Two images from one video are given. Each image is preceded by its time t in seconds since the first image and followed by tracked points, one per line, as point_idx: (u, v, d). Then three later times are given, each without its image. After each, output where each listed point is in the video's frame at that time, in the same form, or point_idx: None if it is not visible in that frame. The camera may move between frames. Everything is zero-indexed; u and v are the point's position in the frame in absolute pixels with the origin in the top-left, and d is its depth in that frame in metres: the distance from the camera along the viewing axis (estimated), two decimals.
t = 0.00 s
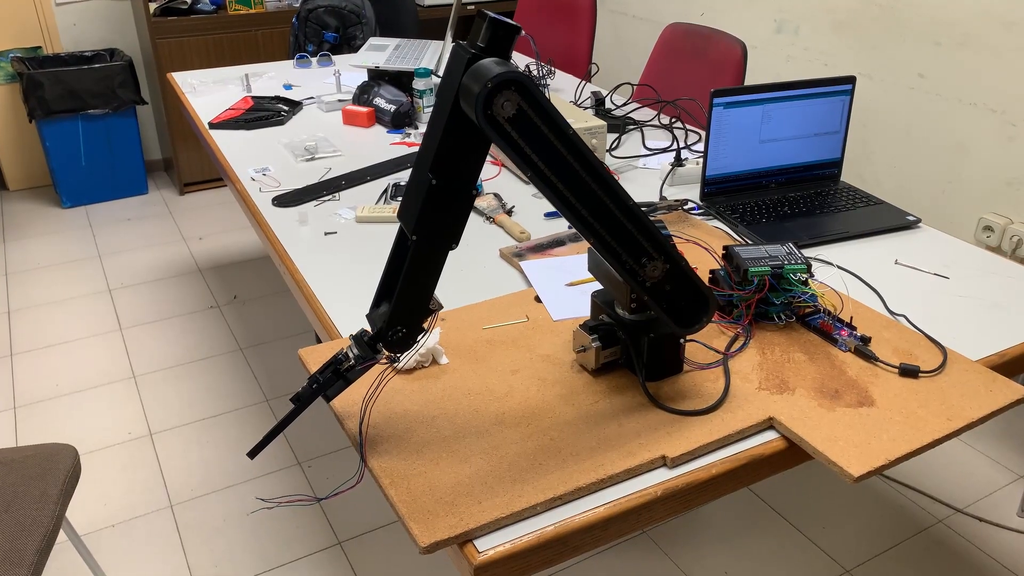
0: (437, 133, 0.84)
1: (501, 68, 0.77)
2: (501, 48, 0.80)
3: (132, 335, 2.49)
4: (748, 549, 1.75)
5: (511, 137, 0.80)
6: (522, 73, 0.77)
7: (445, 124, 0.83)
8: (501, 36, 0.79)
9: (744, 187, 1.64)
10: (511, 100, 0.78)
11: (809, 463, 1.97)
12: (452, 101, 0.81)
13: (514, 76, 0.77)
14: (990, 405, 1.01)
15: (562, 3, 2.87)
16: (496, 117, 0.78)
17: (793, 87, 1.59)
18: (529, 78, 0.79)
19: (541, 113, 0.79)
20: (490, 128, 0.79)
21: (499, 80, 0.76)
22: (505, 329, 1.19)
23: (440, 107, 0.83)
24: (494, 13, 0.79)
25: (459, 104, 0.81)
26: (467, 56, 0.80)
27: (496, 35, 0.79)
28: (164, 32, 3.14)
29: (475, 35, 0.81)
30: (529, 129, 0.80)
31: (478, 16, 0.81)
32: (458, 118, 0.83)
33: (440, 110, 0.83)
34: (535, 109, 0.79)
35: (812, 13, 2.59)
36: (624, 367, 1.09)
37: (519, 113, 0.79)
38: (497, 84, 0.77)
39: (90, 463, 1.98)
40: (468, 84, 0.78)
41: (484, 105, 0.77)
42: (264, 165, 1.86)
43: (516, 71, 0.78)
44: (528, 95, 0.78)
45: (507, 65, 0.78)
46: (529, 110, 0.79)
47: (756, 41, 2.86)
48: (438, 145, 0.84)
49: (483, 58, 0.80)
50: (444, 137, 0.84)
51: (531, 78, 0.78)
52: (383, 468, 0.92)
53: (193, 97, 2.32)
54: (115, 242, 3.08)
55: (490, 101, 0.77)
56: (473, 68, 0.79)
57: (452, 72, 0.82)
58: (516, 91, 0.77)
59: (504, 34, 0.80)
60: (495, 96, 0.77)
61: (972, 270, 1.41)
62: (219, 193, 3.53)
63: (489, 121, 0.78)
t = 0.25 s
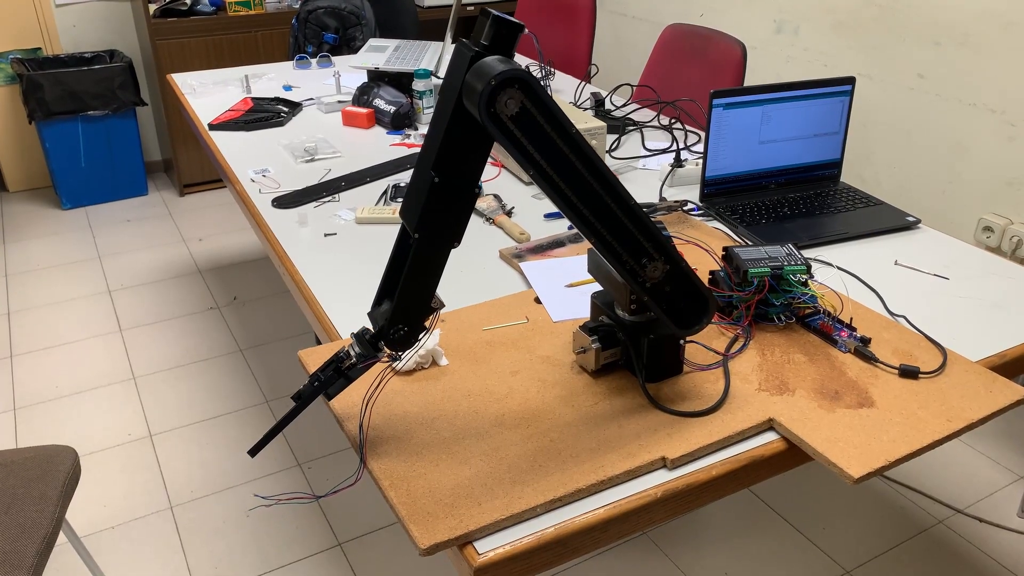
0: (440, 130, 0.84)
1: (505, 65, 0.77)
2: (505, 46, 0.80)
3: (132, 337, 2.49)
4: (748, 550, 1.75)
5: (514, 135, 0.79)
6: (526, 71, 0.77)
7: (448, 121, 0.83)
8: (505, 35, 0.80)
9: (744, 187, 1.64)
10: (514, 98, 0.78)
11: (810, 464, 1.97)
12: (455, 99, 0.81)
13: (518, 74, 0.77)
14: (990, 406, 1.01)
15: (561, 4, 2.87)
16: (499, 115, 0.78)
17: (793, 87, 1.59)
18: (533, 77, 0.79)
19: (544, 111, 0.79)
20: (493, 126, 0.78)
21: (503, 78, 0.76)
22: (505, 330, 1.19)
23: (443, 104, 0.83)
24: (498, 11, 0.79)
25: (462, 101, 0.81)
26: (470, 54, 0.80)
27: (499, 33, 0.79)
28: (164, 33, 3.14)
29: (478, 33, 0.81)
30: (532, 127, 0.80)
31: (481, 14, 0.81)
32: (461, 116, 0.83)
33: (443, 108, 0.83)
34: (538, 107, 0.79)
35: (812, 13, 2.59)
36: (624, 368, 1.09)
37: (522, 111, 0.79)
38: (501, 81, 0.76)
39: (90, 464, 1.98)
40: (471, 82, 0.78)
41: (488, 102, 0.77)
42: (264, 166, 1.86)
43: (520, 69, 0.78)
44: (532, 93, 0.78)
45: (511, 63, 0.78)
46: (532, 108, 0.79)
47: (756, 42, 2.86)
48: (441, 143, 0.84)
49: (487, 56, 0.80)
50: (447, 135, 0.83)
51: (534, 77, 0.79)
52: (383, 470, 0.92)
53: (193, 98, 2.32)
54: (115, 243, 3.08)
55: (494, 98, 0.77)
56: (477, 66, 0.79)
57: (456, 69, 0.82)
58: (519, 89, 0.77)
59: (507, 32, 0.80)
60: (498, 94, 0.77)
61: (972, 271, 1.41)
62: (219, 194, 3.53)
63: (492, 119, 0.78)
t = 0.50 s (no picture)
0: (443, 129, 0.84)
1: (509, 64, 0.77)
2: (508, 45, 0.80)
3: (132, 339, 2.49)
4: (749, 551, 1.75)
5: (517, 134, 0.79)
6: (530, 69, 0.77)
7: (451, 120, 0.83)
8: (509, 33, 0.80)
9: (744, 189, 1.64)
10: (518, 97, 0.77)
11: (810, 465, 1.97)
12: (459, 97, 0.81)
13: (521, 72, 0.77)
14: (991, 408, 1.01)
15: (561, 5, 2.87)
16: (503, 113, 0.78)
17: (793, 89, 1.58)
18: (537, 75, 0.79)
19: (547, 110, 0.79)
20: (497, 124, 0.78)
21: (506, 76, 0.76)
22: (505, 332, 1.19)
23: (447, 103, 0.83)
24: (501, 10, 0.79)
25: (465, 100, 0.81)
26: (473, 52, 0.80)
27: (502, 32, 0.80)
28: (164, 35, 3.14)
29: (481, 32, 0.81)
30: (535, 126, 0.80)
31: (485, 13, 0.81)
32: (464, 114, 0.82)
33: (446, 106, 0.83)
34: (541, 106, 0.79)
35: (811, 14, 2.59)
36: (624, 371, 1.09)
37: (525, 109, 0.78)
38: (504, 80, 0.76)
39: (90, 467, 1.98)
40: (474, 81, 0.78)
41: (491, 101, 0.77)
42: (264, 168, 1.86)
43: (524, 68, 0.77)
44: (535, 92, 0.78)
45: (514, 61, 0.78)
46: (535, 107, 0.78)
47: (755, 43, 2.86)
48: (444, 142, 0.84)
49: (490, 55, 0.80)
50: (450, 134, 0.83)
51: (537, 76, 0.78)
52: (383, 473, 0.91)
53: (193, 100, 2.32)
54: (115, 245, 3.08)
55: (498, 96, 0.77)
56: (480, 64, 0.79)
57: (459, 68, 0.82)
58: (523, 87, 0.77)
59: (510, 30, 0.80)
60: (502, 92, 0.77)
61: (972, 271, 1.41)
62: (219, 196, 3.53)
63: (495, 117, 0.78)
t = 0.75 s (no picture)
0: (446, 131, 0.84)
1: (513, 66, 0.77)
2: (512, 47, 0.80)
3: (132, 345, 2.49)
4: (750, 556, 1.75)
5: (521, 136, 0.79)
6: (534, 71, 0.77)
7: (454, 122, 0.83)
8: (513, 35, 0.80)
9: (744, 193, 1.64)
10: (522, 99, 0.77)
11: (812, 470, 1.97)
12: (462, 99, 0.81)
13: (525, 74, 0.77)
14: (993, 412, 1.01)
15: (561, 11, 2.88)
16: (506, 116, 0.78)
17: (792, 94, 1.59)
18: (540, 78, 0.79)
19: (551, 112, 0.79)
20: (501, 126, 0.78)
21: (510, 78, 0.76)
22: (506, 337, 1.19)
23: (450, 104, 0.83)
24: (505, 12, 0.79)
25: (469, 102, 0.81)
26: (477, 54, 0.80)
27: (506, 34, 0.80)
28: (164, 41, 3.15)
29: (485, 35, 0.81)
30: (538, 128, 0.80)
31: (488, 16, 0.82)
32: (467, 117, 0.82)
33: (450, 108, 0.83)
34: (545, 108, 0.79)
35: (811, 19, 2.60)
36: (625, 376, 1.09)
37: (529, 111, 0.78)
38: (508, 82, 0.76)
39: (90, 473, 1.97)
40: (478, 83, 0.78)
41: (495, 103, 0.77)
42: (264, 174, 1.86)
43: (528, 69, 0.77)
44: (539, 94, 0.78)
45: (518, 64, 0.78)
46: (539, 109, 0.78)
47: (754, 48, 2.86)
48: (447, 144, 0.84)
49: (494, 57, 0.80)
50: (453, 136, 0.83)
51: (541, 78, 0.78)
52: (384, 479, 0.91)
53: (193, 106, 2.32)
54: (115, 251, 3.08)
55: (502, 99, 0.77)
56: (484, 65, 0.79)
57: (463, 70, 0.82)
58: (527, 89, 0.77)
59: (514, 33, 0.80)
60: (506, 95, 0.77)
61: (972, 276, 1.41)
62: (219, 202, 3.54)
63: (499, 119, 0.78)
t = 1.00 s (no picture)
0: (449, 142, 0.85)
1: (515, 78, 0.78)
2: (514, 59, 0.82)
3: (133, 356, 2.49)
4: (750, 567, 1.75)
5: (523, 146, 0.80)
6: (536, 83, 0.78)
7: (457, 133, 0.84)
8: (515, 48, 0.81)
9: (742, 204, 1.65)
10: (524, 109, 0.79)
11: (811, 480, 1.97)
12: (465, 111, 0.83)
13: (527, 85, 0.78)
14: (991, 423, 1.01)
15: (560, 22, 2.90)
16: (508, 126, 0.79)
17: (789, 105, 1.60)
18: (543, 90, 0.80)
19: (552, 124, 0.81)
20: (502, 137, 0.79)
21: (512, 89, 0.77)
22: (505, 348, 1.19)
23: (453, 116, 0.84)
24: (508, 26, 0.81)
25: (471, 113, 0.82)
26: (480, 67, 0.81)
27: (508, 47, 0.81)
28: (165, 53, 3.17)
29: (488, 48, 0.82)
30: (540, 139, 0.81)
31: (491, 30, 0.83)
32: (470, 128, 0.84)
33: (453, 120, 0.84)
34: (546, 120, 0.80)
35: (809, 30, 2.61)
36: (624, 387, 1.10)
37: (531, 123, 0.80)
38: (511, 93, 0.78)
39: (91, 485, 1.97)
40: (481, 94, 0.80)
41: (497, 114, 0.78)
42: (265, 186, 1.87)
43: (530, 81, 0.79)
44: (541, 106, 0.79)
45: (521, 76, 0.79)
46: (541, 121, 0.80)
47: (752, 58, 2.88)
48: (450, 154, 0.85)
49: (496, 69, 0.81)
50: (456, 147, 0.84)
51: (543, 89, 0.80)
52: (384, 491, 0.92)
53: (195, 118, 2.33)
54: (116, 262, 3.09)
55: (504, 110, 0.78)
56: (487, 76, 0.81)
57: (466, 83, 0.83)
58: (528, 100, 0.79)
59: (517, 46, 0.81)
60: (508, 105, 0.78)
61: (970, 286, 1.41)
62: (220, 213, 3.55)
63: (501, 130, 0.79)
